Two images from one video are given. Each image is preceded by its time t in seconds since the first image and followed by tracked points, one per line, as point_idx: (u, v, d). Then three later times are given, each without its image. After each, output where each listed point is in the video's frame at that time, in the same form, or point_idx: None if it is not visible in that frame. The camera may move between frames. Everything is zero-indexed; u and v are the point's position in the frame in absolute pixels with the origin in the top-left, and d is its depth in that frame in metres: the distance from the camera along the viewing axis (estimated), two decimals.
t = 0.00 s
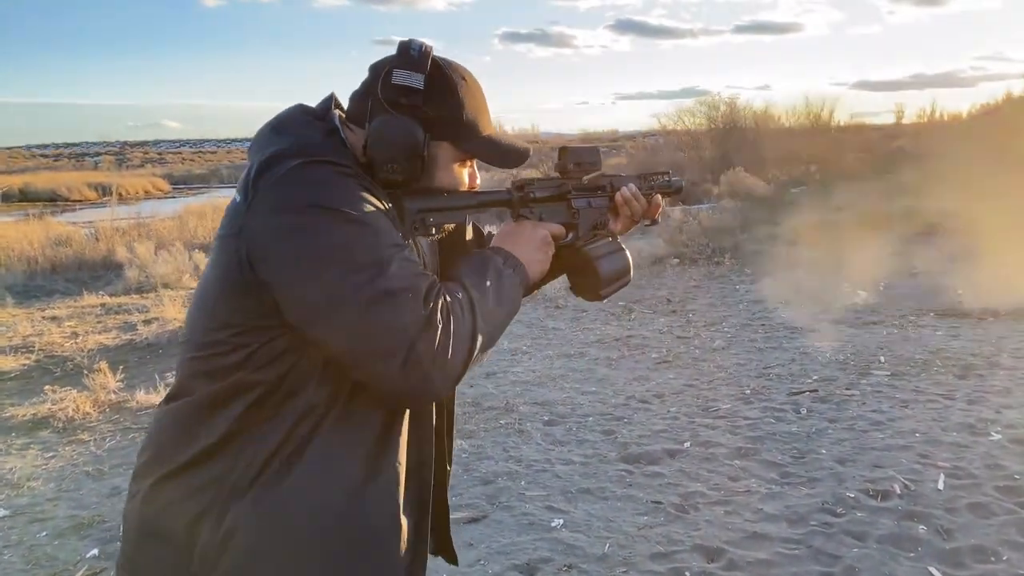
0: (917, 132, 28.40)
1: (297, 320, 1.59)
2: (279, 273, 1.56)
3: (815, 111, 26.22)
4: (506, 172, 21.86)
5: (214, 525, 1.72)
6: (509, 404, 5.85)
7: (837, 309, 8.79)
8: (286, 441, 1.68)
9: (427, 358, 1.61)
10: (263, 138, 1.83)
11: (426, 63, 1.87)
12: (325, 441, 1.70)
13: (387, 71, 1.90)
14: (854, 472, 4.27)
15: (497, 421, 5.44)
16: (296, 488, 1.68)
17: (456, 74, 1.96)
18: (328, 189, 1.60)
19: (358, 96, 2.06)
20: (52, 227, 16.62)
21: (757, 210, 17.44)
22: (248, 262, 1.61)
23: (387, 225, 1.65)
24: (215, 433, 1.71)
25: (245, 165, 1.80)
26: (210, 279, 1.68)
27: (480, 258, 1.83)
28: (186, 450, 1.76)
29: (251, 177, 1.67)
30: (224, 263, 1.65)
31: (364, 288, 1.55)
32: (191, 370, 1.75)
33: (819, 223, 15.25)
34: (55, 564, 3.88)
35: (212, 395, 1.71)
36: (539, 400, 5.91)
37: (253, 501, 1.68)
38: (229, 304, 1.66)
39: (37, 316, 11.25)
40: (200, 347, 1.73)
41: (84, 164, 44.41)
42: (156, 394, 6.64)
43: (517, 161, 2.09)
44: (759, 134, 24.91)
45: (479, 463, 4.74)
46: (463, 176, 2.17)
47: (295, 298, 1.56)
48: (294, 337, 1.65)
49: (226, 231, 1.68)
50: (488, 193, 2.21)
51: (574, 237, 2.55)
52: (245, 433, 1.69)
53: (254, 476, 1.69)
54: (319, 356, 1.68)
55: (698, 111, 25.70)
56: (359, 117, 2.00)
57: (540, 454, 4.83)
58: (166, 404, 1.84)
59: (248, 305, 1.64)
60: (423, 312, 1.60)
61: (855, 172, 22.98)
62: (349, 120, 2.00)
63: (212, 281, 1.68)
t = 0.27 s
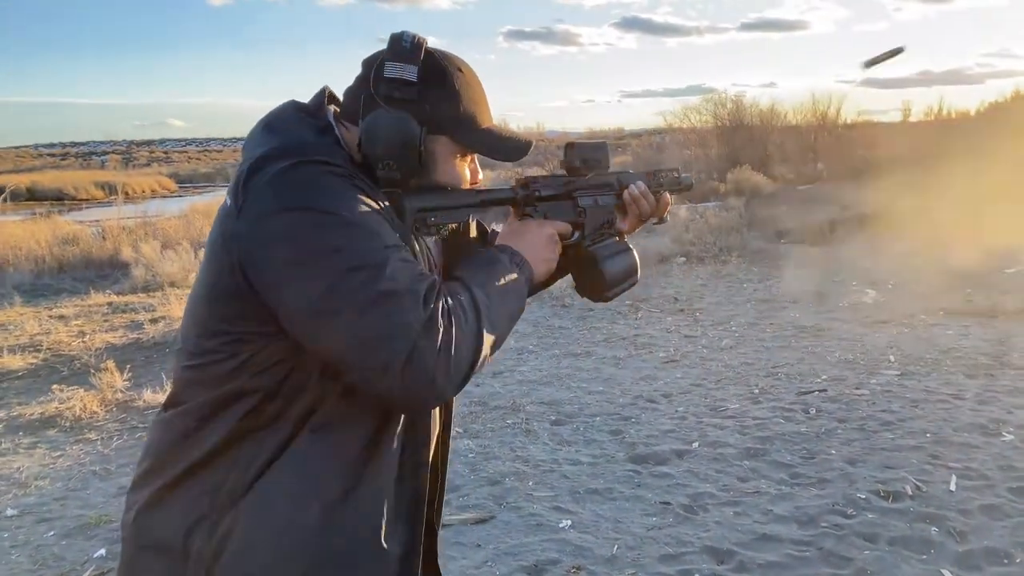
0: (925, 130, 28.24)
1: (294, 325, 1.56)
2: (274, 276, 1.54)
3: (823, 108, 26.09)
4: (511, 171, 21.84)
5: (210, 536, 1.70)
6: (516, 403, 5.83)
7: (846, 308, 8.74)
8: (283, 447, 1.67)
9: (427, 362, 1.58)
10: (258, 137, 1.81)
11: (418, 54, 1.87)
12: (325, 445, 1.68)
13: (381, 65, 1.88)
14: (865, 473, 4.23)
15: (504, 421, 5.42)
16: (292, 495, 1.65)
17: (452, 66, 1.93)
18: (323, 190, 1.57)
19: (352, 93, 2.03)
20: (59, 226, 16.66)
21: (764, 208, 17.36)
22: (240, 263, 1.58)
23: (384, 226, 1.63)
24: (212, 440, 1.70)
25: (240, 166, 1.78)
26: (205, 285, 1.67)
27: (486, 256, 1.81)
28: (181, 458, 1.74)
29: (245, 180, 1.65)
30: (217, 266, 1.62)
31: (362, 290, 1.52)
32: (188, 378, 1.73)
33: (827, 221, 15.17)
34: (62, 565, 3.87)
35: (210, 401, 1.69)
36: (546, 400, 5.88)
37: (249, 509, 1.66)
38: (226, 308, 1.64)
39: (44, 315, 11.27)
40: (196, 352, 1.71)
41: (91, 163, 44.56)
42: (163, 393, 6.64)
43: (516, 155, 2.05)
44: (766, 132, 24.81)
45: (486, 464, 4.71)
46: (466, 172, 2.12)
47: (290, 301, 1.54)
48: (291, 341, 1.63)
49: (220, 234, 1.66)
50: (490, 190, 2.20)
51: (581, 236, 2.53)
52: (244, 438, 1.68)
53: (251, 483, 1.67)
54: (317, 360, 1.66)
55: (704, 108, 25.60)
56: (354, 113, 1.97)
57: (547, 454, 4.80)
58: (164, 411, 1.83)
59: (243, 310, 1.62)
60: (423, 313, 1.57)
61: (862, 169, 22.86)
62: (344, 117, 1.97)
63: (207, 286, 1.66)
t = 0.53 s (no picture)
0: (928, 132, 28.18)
1: (292, 341, 1.55)
2: (269, 291, 1.52)
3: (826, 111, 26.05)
4: (514, 174, 21.83)
5: (211, 550, 1.68)
6: (520, 409, 5.80)
7: (850, 313, 8.71)
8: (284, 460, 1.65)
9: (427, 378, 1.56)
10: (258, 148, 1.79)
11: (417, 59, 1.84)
12: (326, 459, 1.66)
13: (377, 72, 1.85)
14: (872, 480, 4.20)
15: (508, 427, 5.40)
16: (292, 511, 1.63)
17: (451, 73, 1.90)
18: (319, 204, 1.55)
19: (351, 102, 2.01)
20: (62, 229, 16.69)
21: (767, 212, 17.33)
22: (235, 279, 1.56)
23: (382, 238, 1.60)
24: (211, 455, 1.68)
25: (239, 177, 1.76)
26: (205, 298, 1.65)
27: (490, 264, 1.79)
28: (182, 472, 1.73)
29: (242, 193, 1.63)
30: (214, 281, 1.61)
31: (359, 306, 1.50)
32: (188, 391, 1.72)
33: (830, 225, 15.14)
34: (64, 572, 3.86)
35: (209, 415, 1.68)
36: (549, 405, 5.86)
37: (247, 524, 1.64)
38: (225, 322, 1.62)
39: (47, 319, 11.28)
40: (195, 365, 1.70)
41: (94, 166, 44.66)
42: (165, 398, 6.62)
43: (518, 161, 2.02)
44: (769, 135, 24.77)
45: (489, 470, 4.69)
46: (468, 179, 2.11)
47: (287, 317, 1.52)
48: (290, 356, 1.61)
49: (218, 248, 1.64)
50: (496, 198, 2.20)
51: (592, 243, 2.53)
52: (245, 452, 1.67)
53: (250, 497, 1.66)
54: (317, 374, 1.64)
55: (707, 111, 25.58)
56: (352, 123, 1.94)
57: (551, 460, 4.77)
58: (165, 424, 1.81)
59: (241, 325, 1.60)
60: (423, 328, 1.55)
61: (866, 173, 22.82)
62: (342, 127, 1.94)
63: (205, 299, 1.64)
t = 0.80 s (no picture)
0: (928, 135, 28.16)
1: (275, 354, 1.53)
2: (251, 305, 1.50)
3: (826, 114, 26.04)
4: (514, 176, 21.80)
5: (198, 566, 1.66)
6: (519, 414, 5.78)
7: (850, 317, 8.68)
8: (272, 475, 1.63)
9: (412, 390, 1.54)
10: (242, 159, 1.78)
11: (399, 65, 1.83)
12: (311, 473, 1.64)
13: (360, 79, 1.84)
14: (872, 487, 4.18)
15: (507, 432, 5.38)
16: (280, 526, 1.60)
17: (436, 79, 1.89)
18: (300, 215, 1.53)
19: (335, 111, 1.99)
20: (62, 230, 16.69)
21: (767, 215, 17.32)
22: (216, 293, 1.54)
23: (365, 249, 1.58)
24: (197, 471, 1.66)
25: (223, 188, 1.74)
26: (189, 312, 1.63)
27: (482, 270, 1.78)
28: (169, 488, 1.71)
29: (224, 205, 1.62)
30: (197, 295, 1.59)
31: (342, 318, 1.49)
32: (174, 405, 1.70)
33: (830, 228, 15.13)
34: None
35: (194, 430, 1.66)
36: (548, 410, 5.84)
37: (235, 541, 1.62)
38: (208, 336, 1.60)
39: (46, 321, 11.26)
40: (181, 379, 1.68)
41: (94, 168, 44.64)
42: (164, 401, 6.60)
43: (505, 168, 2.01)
44: (769, 137, 24.76)
45: (487, 476, 4.67)
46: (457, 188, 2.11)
47: (270, 331, 1.50)
48: (274, 369, 1.59)
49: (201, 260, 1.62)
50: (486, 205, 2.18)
51: (585, 251, 2.52)
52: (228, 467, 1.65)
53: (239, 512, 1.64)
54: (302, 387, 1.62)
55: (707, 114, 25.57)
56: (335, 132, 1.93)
57: (550, 466, 4.76)
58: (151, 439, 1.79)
59: (226, 340, 1.58)
60: (406, 340, 1.53)
61: (866, 176, 22.80)
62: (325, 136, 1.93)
63: (188, 313, 1.62)
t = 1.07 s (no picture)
0: (925, 137, 28.21)
1: (254, 358, 1.50)
2: (229, 307, 1.47)
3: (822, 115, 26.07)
4: (511, 176, 21.78)
5: None
6: (513, 415, 5.76)
7: (846, 318, 8.69)
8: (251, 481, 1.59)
9: (393, 393, 1.52)
10: (223, 159, 1.75)
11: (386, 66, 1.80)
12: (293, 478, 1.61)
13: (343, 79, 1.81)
14: (867, 489, 4.17)
15: (502, 433, 5.36)
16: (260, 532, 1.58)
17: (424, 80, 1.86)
18: (280, 215, 1.51)
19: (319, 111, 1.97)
20: (57, 230, 16.63)
21: (764, 216, 17.33)
22: (193, 295, 1.51)
23: (346, 250, 1.56)
24: (176, 477, 1.62)
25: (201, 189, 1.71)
26: (168, 314, 1.59)
27: (464, 273, 1.74)
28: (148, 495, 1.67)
29: (202, 205, 1.58)
30: (174, 297, 1.56)
31: (321, 320, 1.47)
32: (151, 410, 1.66)
33: (827, 229, 15.14)
34: None
35: (172, 437, 1.62)
36: (543, 412, 5.82)
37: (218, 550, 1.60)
38: (187, 341, 1.56)
39: (41, 321, 11.22)
40: (158, 385, 1.64)
41: (90, 167, 44.47)
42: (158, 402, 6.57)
43: (492, 172, 1.99)
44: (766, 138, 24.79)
45: (482, 478, 4.65)
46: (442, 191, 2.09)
47: (247, 334, 1.47)
48: (253, 373, 1.56)
49: (178, 263, 1.59)
50: (470, 207, 2.16)
51: (571, 250, 2.50)
52: (208, 474, 1.61)
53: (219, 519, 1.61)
54: (282, 391, 1.59)
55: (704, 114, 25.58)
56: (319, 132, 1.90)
57: (545, 468, 4.74)
58: (129, 446, 1.75)
59: (204, 343, 1.55)
60: (387, 342, 1.51)
61: (862, 177, 22.83)
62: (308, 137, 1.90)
63: (166, 318, 1.59)
